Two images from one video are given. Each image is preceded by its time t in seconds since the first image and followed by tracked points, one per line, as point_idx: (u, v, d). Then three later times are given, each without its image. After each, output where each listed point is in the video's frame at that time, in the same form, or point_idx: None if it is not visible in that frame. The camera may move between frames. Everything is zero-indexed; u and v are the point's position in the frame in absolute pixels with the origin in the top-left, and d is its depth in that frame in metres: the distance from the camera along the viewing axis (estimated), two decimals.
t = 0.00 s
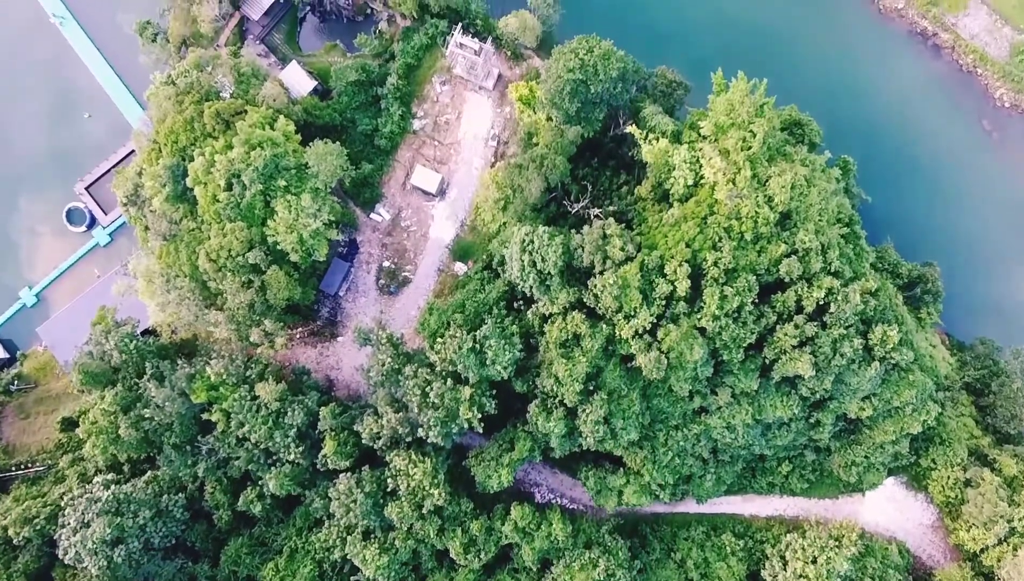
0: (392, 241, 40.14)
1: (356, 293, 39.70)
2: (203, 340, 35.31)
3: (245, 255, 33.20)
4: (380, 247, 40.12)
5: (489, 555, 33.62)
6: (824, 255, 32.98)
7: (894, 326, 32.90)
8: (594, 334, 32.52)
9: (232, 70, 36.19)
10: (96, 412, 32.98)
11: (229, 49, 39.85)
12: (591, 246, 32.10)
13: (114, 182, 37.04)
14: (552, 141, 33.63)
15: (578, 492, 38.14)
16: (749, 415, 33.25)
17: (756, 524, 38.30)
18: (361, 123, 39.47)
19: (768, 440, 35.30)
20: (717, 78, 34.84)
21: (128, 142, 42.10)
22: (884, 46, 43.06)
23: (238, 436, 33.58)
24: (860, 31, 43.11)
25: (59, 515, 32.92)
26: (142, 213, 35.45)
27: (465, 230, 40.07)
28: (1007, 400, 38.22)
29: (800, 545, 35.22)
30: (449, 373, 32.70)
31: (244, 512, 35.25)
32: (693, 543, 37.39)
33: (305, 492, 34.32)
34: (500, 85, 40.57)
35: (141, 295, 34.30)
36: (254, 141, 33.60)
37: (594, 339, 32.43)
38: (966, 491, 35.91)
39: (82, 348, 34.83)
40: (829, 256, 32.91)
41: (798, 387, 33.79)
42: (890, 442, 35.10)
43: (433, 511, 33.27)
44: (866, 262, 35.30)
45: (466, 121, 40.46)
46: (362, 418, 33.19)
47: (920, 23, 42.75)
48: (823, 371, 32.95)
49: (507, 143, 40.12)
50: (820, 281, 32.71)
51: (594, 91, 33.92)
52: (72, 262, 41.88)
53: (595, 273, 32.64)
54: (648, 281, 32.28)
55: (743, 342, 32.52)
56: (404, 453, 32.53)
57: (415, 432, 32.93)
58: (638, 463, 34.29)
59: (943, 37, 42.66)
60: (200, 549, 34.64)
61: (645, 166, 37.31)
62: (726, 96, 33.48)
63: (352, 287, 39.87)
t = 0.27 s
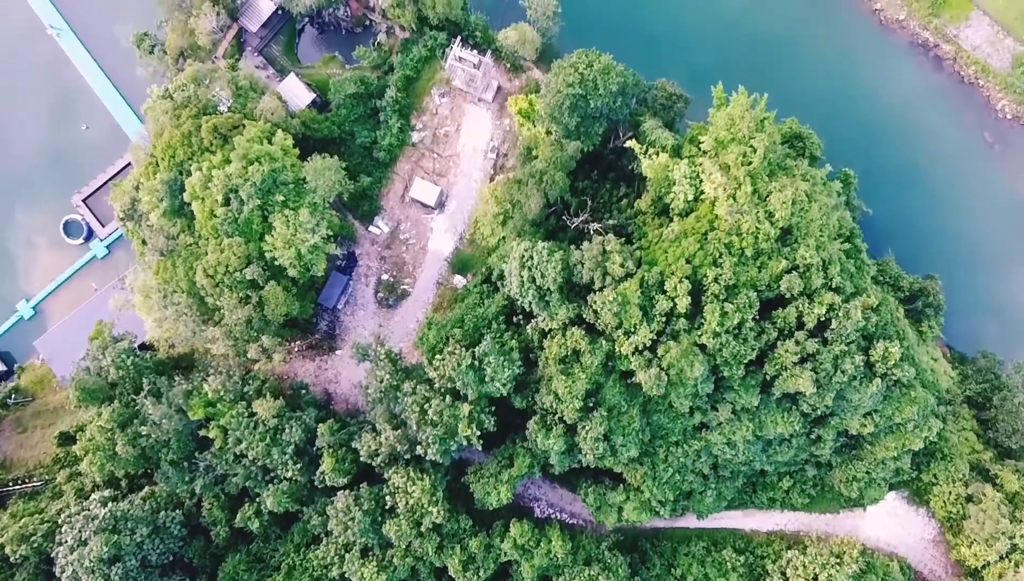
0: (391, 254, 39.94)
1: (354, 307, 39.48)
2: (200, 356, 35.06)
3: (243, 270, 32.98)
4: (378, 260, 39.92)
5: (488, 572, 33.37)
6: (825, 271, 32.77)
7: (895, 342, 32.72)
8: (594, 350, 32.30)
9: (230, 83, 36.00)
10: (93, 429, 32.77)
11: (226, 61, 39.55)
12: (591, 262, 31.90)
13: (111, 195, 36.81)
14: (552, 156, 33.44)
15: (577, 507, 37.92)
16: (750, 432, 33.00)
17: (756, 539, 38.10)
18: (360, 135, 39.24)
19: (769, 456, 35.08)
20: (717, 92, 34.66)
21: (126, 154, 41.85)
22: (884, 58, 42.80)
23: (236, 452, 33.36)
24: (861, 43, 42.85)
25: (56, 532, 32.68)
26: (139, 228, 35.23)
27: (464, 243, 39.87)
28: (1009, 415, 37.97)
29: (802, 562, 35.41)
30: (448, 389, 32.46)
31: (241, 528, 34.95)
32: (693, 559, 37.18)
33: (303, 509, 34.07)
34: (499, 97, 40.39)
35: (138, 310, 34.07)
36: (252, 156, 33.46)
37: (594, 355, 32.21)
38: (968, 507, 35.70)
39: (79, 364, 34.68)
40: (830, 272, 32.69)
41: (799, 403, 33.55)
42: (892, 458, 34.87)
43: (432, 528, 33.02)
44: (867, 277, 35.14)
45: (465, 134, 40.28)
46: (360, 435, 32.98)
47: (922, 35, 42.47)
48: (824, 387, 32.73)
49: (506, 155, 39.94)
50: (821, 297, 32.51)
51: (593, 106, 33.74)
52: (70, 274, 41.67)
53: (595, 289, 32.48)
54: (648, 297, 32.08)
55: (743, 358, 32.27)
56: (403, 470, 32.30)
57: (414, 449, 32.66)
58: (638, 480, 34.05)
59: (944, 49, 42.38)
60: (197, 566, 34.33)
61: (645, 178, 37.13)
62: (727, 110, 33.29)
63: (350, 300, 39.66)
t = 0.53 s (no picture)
0: (389, 266, 39.76)
1: (353, 320, 39.28)
2: (197, 371, 34.79)
3: (240, 286, 32.78)
4: (377, 273, 39.74)
5: None
6: (827, 287, 32.57)
7: (897, 359, 32.53)
8: (594, 367, 32.10)
9: (228, 97, 35.82)
10: (90, 446, 32.62)
11: (225, 73, 39.43)
12: (590, 278, 31.72)
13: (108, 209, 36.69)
14: (552, 171, 33.29)
15: (577, 522, 37.72)
16: (751, 448, 32.77)
17: (757, 555, 37.96)
18: (359, 148, 39.06)
19: (770, 472, 34.87)
20: (717, 106, 34.49)
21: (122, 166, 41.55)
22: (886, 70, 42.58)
23: (234, 469, 33.17)
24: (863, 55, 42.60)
25: (53, 549, 32.52)
26: (137, 242, 35.11)
27: (463, 256, 39.67)
28: (1011, 429, 37.72)
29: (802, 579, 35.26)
30: (446, 406, 32.27)
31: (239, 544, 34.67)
32: (693, 575, 36.99)
33: (301, 526, 33.82)
34: (499, 109, 40.22)
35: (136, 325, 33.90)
36: (250, 170, 33.22)
37: (594, 371, 32.01)
38: (969, 523, 35.48)
39: (76, 379, 34.60)
40: (832, 288, 32.47)
41: (800, 419, 33.31)
42: (893, 474, 34.63)
43: (430, 545, 32.79)
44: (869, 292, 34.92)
45: (464, 146, 40.10)
46: (358, 452, 32.79)
47: (923, 46, 42.18)
48: (825, 404, 32.49)
49: (506, 168, 39.76)
50: (822, 313, 32.29)
51: (593, 120, 33.58)
52: (67, 287, 41.47)
53: (595, 305, 32.28)
54: (648, 314, 31.87)
55: (744, 375, 32.02)
56: (401, 488, 32.09)
57: (412, 466, 32.44)
58: (638, 496, 33.84)
59: (946, 60, 42.07)
60: None
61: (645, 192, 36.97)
62: (727, 125, 33.12)
63: (348, 313, 39.46)
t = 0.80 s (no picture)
0: (388, 279, 39.55)
1: (351, 333, 39.07)
2: (194, 387, 34.54)
3: (238, 302, 32.57)
4: (376, 286, 39.53)
5: None
6: (828, 303, 32.36)
7: (898, 375, 32.37)
8: (594, 383, 31.88)
9: (226, 110, 35.63)
10: (87, 463, 32.42)
11: (222, 86, 39.28)
12: (590, 295, 31.52)
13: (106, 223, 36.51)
14: (551, 186, 33.12)
15: (576, 537, 37.51)
16: (752, 465, 32.52)
17: (758, 570, 37.81)
18: (357, 160, 38.88)
19: (771, 488, 34.63)
20: (718, 120, 34.34)
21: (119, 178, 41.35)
22: (888, 83, 42.28)
23: (231, 486, 32.93)
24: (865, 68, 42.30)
25: (50, 567, 32.32)
26: (135, 257, 34.96)
27: (462, 268, 39.47)
28: (1013, 445, 37.40)
29: None
30: (445, 423, 32.05)
31: (236, 561, 34.23)
32: None
33: (298, 543, 33.46)
34: (498, 121, 40.04)
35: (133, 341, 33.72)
36: (247, 185, 33.01)
37: (594, 388, 31.79)
38: (971, 539, 35.24)
39: (73, 395, 34.43)
40: (833, 304, 32.27)
41: (801, 436, 33.08)
42: (895, 490, 34.39)
43: (429, 564, 32.50)
44: (870, 307, 34.72)
45: (464, 158, 39.90)
46: (356, 469, 32.53)
47: (925, 57, 41.89)
48: (826, 421, 32.22)
49: (505, 180, 39.56)
50: (823, 329, 32.10)
51: (593, 135, 33.40)
52: (65, 299, 41.24)
53: (595, 321, 32.07)
54: (648, 330, 31.66)
55: (745, 393, 31.80)
56: (399, 505, 31.84)
57: (411, 483, 32.19)
58: (638, 513, 33.62)
59: (948, 71, 41.79)
60: None
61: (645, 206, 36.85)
62: (728, 140, 33.00)
63: (347, 326, 39.25)
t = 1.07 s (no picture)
0: (387, 293, 39.34)
1: (350, 347, 38.87)
2: (191, 403, 34.28)
3: (235, 318, 32.44)
4: (375, 299, 39.32)
5: None
6: (829, 320, 32.18)
7: (900, 393, 32.16)
8: (593, 400, 31.67)
9: (223, 124, 35.42)
10: (83, 480, 32.19)
11: (220, 98, 39.05)
12: (590, 311, 31.34)
13: (103, 237, 36.36)
14: (551, 202, 32.94)
15: (576, 553, 37.29)
16: (752, 482, 32.27)
17: None
18: (356, 173, 38.73)
19: (772, 505, 34.41)
20: (718, 134, 34.26)
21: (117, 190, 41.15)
22: (890, 96, 42.06)
23: (228, 503, 32.71)
24: (866, 80, 42.11)
25: None
26: (132, 272, 34.78)
27: (461, 282, 39.26)
28: (1015, 460, 37.19)
29: None
30: (444, 441, 31.85)
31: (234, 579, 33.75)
32: None
33: (296, 560, 33.10)
34: (497, 133, 39.87)
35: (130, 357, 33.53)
36: (245, 201, 32.82)
37: (593, 405, 31.57)
38: (973, 556, 34.99)
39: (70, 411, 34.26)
40: (834, 321, 32.08)
41: (803, 452, 32.85)
42: (896, 507, 34.15)
43: None
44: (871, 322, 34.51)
45: (463, 171, 39.70)
46: (354, 486, 32.29)
47: (927, 69, 41.67)
48: (828, 438, 31.97)
49: (505, 193, 39.38)
50: (824, 346, 31.91)
51: (592, 150, 33.24)
52: (62, 312, 41.02)
53: (595, 338, 31.88)
54: (648, 347, 31.46)
55: (746, 410, 31.55)
56: (398, 523, 31.60)
57: (409, 501, 31.94)
58: (638, 530, 33.42)
59: (950, 83, 41.57)
60: None
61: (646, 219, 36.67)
62: (728, 155, 32.94)
63: (346, 340, 39.06)
